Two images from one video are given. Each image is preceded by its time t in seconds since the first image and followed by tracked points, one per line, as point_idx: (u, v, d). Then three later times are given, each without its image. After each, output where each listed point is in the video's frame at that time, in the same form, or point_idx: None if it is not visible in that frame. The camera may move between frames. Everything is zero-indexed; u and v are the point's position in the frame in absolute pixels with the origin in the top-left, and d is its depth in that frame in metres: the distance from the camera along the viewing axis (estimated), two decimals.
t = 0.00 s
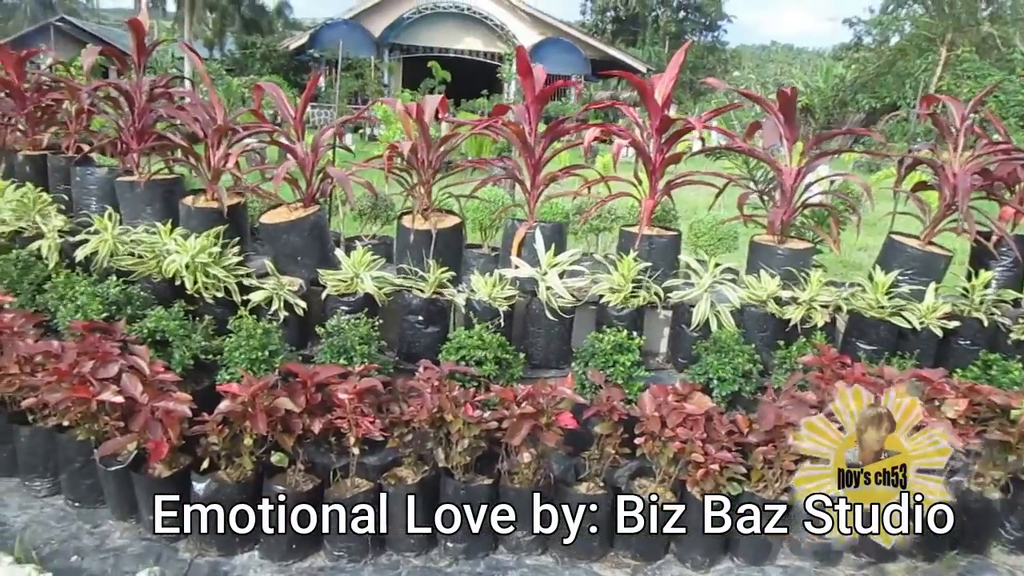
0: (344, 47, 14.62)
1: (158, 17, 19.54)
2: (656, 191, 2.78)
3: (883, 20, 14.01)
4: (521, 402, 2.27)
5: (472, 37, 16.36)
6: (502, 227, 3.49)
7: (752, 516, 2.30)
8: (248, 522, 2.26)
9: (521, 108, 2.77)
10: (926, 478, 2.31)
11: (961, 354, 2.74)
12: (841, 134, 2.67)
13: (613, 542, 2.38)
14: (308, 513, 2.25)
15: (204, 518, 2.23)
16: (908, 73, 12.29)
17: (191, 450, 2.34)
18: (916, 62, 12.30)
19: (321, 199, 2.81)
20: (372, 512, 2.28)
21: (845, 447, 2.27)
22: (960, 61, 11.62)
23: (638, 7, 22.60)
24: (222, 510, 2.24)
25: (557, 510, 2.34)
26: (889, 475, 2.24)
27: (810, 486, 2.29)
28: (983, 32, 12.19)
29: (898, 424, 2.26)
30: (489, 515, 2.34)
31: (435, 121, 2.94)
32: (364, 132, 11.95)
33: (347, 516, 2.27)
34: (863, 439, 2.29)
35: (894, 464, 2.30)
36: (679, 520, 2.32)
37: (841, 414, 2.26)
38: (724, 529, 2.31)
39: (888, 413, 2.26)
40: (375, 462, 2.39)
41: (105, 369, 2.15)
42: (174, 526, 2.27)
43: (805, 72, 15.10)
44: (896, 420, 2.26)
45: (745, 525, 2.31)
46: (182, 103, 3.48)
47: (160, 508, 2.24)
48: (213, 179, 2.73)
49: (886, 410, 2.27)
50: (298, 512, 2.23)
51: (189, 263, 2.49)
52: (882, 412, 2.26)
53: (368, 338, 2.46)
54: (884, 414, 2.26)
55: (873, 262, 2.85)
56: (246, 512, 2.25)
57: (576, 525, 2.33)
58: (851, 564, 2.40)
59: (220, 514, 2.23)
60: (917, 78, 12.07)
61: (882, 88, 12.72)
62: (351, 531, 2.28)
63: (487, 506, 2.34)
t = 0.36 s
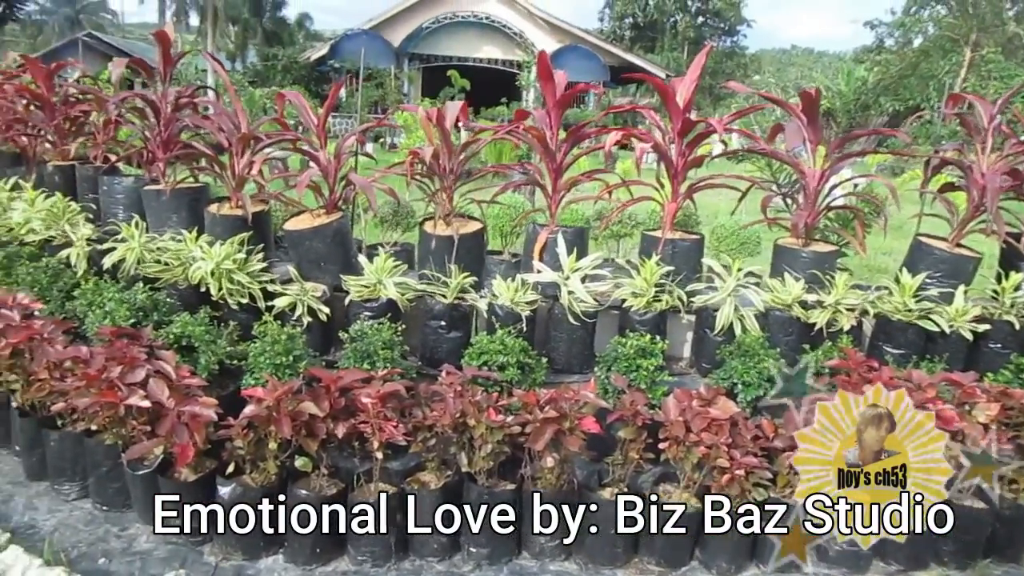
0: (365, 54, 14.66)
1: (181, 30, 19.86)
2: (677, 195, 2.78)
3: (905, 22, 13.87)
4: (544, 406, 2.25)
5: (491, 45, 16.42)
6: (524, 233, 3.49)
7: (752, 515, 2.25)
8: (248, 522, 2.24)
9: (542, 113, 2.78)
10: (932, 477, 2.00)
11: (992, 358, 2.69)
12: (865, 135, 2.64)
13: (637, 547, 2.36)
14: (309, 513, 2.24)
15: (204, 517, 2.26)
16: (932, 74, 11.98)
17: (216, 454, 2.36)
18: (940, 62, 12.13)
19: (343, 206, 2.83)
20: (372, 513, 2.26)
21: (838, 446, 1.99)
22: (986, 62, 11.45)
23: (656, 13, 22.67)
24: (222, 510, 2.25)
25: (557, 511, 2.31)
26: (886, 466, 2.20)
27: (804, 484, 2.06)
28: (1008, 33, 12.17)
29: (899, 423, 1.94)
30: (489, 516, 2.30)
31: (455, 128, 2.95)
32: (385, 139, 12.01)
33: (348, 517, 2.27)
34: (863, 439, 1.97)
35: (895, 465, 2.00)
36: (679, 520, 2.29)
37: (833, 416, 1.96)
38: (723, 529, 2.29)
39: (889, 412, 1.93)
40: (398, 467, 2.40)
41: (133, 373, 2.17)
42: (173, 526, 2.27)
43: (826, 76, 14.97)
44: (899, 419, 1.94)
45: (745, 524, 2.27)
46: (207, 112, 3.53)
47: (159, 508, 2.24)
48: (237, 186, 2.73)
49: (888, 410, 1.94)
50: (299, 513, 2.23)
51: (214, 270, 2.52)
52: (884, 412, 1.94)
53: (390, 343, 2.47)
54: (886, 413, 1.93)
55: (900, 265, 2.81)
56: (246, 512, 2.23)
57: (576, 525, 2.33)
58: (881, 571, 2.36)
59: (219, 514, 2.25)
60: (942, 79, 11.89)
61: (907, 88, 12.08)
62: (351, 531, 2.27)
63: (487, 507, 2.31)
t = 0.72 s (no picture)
0: (401, 68, 14.87)
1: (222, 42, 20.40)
2: (709, 211, 2.76)
3: (943, 44, 13.74)
4: (571, 420, 2.22)
5: (523, 61, 16.56)
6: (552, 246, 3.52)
7: (752, 516, 2.19)
8: (246, 522, 2.25)
9: (575, 127, 2.79)
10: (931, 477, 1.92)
11: None
12: (903, 154, 2.59)
13: (661, 566, 2.33)
14: (309, 514, 2.25)
15: (204, 517, 2.27)
16: (971, 95, 11.87)
17: (243, 457, 2.36)
18: (978, 83, 11.93)
19: (376, 216, 2.85)
20: (372, 512, 2.24)
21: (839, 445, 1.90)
22: None
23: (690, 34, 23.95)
24: (222, 510, 2.27)
25: (557, 510, 2.28)
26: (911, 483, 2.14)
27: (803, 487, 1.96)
28: None
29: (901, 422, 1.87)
30: (489, 515, 2.28)
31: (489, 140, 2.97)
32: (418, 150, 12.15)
33: (348, 517, 2.24)
34: (863, 438, 1.89)
35: (896, 465, 1.90)
36: (679, 519, 2.26)
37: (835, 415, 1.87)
38: (724, 529, 2.23)
39: (889, 410, 1.87)
40: (423, 476, 2.35)
41: (164, 375, 2.19)
42: (174, 526, 2.32)
43: (860, 96, 14.84)
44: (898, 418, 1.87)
45: (745, 525, 2.21)
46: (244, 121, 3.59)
47: (161, 508, 2.30)
48: (272, 194, 2.78)
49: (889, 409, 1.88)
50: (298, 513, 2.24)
51: (247, 275, 2.54)
52: (883, 411, 1.87)
53: (419, 352, 2.47)
54: (885, 412, 1.87)
55: (937, 286, 2.77)
56: (245, 512, 2.25)
57: (576, 525, 2.28)
58: None
59: (219, 514, 2.27)
60: (980, 101, 11.73)
61: (942, 109, 12.23)
62: (351, 531, 2.25)
63: (488, 507, 2.29)
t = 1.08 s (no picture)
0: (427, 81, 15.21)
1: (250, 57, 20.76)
2: (734, 225, 2.75)
3: (973, 59, 13.58)
4: (594, 433, 2.21)
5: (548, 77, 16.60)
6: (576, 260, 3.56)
7: (752, 516, 2.14)
8: (248, 522, 2.27)
9: (599, 141, 2.79)
10: (931, 477, 1.97)
11: None
12: (933, 169, 2.55)
13: None
14: (308, 514, 2.24)
15: (204, 517, 2.31)
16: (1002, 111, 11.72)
17: (266, 467, 2.37)
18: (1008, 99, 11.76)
19: (400, 228, 2.86)
20: (372, 512, 2.25)
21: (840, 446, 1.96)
22: None
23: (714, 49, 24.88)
24: (221, 511, 2.28)
25: (556, 510, 2.23)
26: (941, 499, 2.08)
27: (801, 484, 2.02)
28: None
29: (901, 423, 1.93)
30: (489, 515, 2.26)
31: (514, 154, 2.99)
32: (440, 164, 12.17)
33: (348, 517, 2.25)
34: (863, 439, 1.95)
35: (895, 464, 1.97)
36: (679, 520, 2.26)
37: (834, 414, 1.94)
38: (724, 529, 2.20)
39: (889, 411, 1.92)
40: (445, 489, 2.36)
41: (191, 384, 2.20)
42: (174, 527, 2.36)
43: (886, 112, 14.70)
44: (898, 419, 1.92)
45: (745, 525, 2.16)
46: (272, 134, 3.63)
47: (161, 508, 2.35)
48: (298, 207, 2.79)
49: (887, 410, 1.93)
50: (297, 513, 2.22)
51: (272, 286, 2.56)
52: (883, 411, 1.92)
53: (442, 363, 2.47)
54: (886, 413, 1.92)
55: (968, 304, 2.74)
56: (245, 513, 2.27)
57: (576, 526, 2.24)
58: None
59: (219, 514, 2.29)
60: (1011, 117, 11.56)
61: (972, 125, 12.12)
62: (351, 532, 2.25)
63: (488, 507, 2.27)
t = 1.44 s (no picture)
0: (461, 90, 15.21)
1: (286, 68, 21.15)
2: (768, 236, 2.73)
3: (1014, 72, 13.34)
4: (624, 443, 2.19)
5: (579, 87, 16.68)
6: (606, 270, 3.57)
7: (752, 516, 2.15)
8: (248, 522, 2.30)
9: (632, 150, 2.79)
10: (933, 477, 1.89)
11: None
12: (973, 180, 2.51)
13: None
14: (308, 514, 2.24)
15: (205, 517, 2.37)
16: None
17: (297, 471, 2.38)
18: None
19: (432, 235, 2.88)
20: (372, 512, 2.26)
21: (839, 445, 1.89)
22: None
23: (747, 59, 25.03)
24: (222, 511, 2.36)
25: (556, 510, 2.22)
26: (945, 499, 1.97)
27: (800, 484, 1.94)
28: None
29: (901, 423, 1.85)
30: (489, 516, 2.25)
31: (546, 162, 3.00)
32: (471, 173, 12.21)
33: (348, 517, 2.26)
34: (863, 438, 1.89)
35: (896, 465, 1.89)
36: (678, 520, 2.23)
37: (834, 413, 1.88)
38: (724, 529, 2.20)
39: (890, 411, 1.85)
40: (474, 496, 2.35)
41: (225, 387, 2.22)
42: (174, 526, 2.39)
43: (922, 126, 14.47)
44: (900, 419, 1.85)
45: (745, 525, 2.17)
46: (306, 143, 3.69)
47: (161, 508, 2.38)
48: (332, 214, 2.84)
49: (888, 409, 1.85)
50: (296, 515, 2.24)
51: (306, 291, 2.59)
52: (884, 411, 1.85)
53: (472, 371, 2.47)
54: (886, 412, 1.85)
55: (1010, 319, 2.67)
56: (245, 513, 2.30)
57: (577, 525, 2.22)
58: None
59: (219, 514, 2.36)
60: None
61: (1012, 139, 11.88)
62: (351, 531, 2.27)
63: (487, 507, 2.27)
